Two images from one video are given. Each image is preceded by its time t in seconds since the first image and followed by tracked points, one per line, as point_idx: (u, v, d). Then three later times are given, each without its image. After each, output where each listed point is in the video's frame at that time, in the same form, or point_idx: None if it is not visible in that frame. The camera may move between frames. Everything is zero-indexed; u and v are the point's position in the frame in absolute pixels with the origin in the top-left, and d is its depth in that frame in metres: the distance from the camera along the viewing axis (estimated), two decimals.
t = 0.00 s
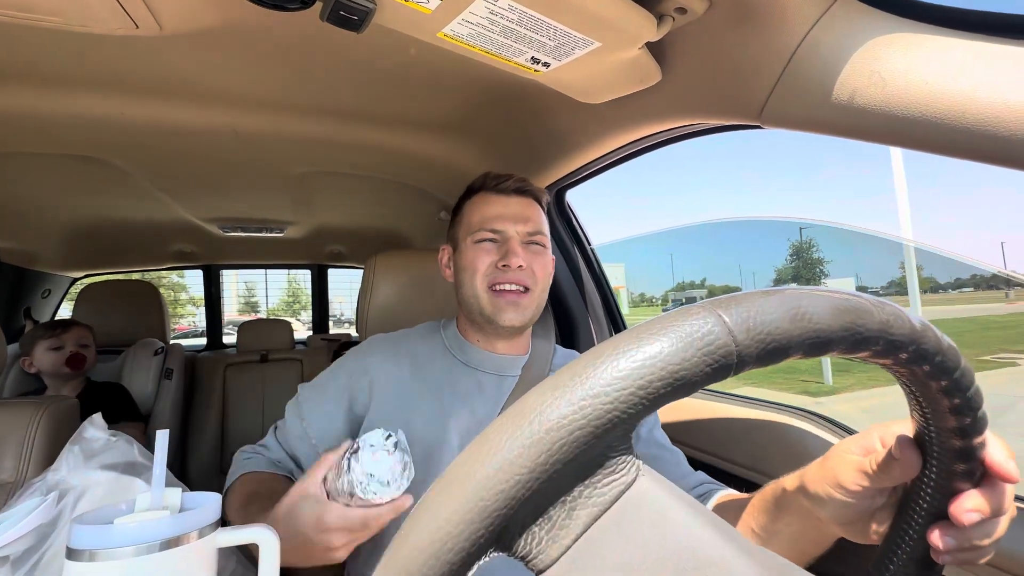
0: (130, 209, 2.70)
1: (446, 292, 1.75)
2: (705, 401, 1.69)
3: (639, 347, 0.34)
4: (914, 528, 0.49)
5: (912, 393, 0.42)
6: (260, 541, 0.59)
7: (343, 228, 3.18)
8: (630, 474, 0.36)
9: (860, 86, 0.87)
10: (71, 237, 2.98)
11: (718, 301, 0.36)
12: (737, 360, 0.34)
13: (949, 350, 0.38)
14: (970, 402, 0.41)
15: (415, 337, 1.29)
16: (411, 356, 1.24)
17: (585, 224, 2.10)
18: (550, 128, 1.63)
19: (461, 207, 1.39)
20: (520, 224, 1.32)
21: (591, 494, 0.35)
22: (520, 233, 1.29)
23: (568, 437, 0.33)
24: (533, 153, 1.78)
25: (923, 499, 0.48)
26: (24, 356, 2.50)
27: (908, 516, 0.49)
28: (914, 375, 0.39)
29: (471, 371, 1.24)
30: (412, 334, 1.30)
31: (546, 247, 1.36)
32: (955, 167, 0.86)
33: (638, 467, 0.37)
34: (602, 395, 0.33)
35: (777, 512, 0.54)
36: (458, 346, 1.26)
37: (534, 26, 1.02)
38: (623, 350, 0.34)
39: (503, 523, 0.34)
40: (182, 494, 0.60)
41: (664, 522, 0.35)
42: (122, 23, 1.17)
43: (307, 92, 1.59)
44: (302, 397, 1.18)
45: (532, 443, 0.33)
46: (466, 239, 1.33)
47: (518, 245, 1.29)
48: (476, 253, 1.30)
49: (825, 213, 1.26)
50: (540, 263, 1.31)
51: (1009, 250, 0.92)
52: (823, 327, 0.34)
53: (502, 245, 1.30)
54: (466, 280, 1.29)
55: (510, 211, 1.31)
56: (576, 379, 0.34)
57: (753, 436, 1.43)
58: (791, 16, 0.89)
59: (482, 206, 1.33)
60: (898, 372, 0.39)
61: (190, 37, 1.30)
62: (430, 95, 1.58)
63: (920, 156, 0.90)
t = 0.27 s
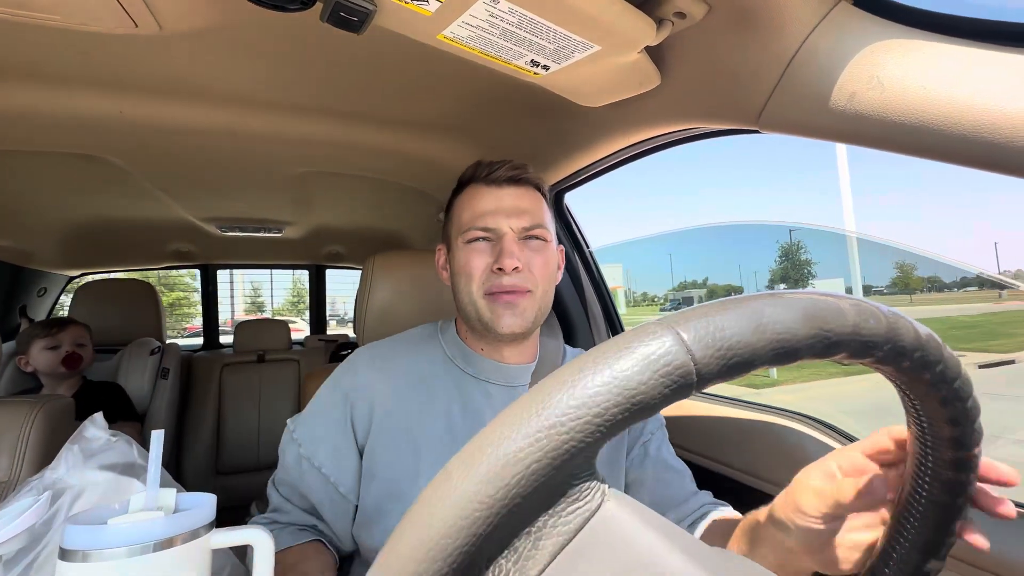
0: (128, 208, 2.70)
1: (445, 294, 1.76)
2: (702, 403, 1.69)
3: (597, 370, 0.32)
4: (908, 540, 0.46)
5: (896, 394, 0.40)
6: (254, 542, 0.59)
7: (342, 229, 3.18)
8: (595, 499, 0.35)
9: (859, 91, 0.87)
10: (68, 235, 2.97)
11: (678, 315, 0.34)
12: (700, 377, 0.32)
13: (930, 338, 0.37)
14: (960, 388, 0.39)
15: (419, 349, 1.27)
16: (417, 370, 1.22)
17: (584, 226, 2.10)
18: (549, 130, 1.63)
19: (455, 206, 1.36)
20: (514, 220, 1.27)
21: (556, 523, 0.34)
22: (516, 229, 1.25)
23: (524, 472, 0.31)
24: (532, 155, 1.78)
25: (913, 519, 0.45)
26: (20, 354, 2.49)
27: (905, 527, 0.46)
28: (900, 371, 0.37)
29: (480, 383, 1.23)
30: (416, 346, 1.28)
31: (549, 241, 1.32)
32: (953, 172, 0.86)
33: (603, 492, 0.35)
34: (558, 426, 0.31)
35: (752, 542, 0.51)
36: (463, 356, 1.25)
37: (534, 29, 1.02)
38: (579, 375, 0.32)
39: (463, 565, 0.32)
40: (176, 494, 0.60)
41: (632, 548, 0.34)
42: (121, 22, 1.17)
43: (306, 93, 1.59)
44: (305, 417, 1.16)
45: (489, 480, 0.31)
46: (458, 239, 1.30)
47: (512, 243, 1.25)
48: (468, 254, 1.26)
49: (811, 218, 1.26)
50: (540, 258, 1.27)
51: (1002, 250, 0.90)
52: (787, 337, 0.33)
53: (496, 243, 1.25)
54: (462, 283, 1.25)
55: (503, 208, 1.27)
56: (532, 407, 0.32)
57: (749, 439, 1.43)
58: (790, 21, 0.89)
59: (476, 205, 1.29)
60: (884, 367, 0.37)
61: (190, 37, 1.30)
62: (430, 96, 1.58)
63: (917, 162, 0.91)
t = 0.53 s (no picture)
0: (127, 207, 2.69)
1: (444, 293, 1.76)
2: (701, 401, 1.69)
3: (559, 391, 0.32)
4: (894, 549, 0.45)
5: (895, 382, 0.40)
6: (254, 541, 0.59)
7: (341, 228, 3.18)
8: (566, 521, 0.34)
9: (859, 89, 0.87)
10: (67, 235, 2.97)
11: (643, 326, 0.33)
12: (666, 391, 0.32)
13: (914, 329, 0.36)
14: (949, 373, 0.38)
15: (426, 361, 1.26)
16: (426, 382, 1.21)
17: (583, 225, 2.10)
18: (548, 129, 1.63)
19: (460, 202, 1.36)
20: (518, 213, 1.27)
21: (528, 547, 0.33)
22: (519, 222, 1.25)
23: (494, 499, 0.31)
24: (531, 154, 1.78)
25: (898, 530, 0.45)
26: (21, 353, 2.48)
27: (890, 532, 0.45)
28: (881, 364, 0.37)
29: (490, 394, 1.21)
30: (421, 357, 1.27)
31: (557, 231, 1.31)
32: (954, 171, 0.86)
33: (575, 513, 0.35)
34: (522, 451, 0.31)
35: None
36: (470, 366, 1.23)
37: (533, 28, 1.02)
38: (542, 398, 0.32)
39: None
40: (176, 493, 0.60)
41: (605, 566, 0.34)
42: (120, 20, 1.16)
43: (305, 92, 1.59)
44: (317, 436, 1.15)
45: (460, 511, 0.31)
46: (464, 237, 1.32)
47: (515, 237, 1.25)
48: (474, 251, 1.27)
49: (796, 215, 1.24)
50: (546, 250, 1.26)
51: (994, 250, 0.89)
52: (756, 343, 0.32)
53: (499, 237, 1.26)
54: (467, 279, 1.26)
55: (506, 200, 1.27)
56: (497, 433, 0.32)
57: (747, 438, 1.44)
58: (791, 19, 0.89)
59: (479, 198, 1.30)
60: (867, 361, 0.36)
61: (189, 35, 1.30)
62: (429, 95, 1.58)
63: (917, 161, 0.91)
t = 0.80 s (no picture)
0: (126, 207, 2.69)
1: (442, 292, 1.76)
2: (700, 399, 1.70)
3: (544, 399, 0.31)
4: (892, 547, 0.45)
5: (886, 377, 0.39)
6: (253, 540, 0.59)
7: (339, 227, 3.18)
8: (554, 527, 0.34)
9: (857, 87, 0.87)
10: (65, 234, 2.96)
11: (628, 330, 0.33)
12: (651, 395, 0.31)
13: (905, 324, 0.36)
14: (944, 365, 0.38)
15: (422, 363, 1.27)
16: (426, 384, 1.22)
17: (582, 224, 2.10)
18: (547, 129, 1.63)
19: (458, 203, 1.36)
20: (520, 214, 1.28)
21: (517, 555, 0.33)
22: (521, 223, 1.26)
23: (480, 509, 0.31)
24: (530, 153, 1.78)
25: (898, 523, 0.45)
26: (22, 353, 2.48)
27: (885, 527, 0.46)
28: (871, 359, 0.36)
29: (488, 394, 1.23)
30: (417, 360, 1.28)
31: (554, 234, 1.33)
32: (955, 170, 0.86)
33: (563, 519, 0.35)
34: (508, 462, 0.31)
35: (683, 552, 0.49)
36: (470, 368, 1.25)
37: (532, 26, 1.02)
38: (526, 408, 0.32)
39: None
40: (175, 493, 0.60)
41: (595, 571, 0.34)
42: (118, 19, 1.16)
43: (304, 91, 1.59)
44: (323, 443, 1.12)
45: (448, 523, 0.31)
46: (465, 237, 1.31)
47: (518, 237, 1.26)
48: (476, 252, 1.27)
49: (793, 215, 1.25)
50: (546, 252, 1.28)
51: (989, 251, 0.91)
52: (742, 345, 0.32)
53: (502, 238, 1.26)
54: (469, 280, 1.25)
55: (508, 201, 1.28)
56: (481, 444, 0.32)
57: (745, 436, 1.44)
58: (790, 18, 0.89)
59: (480, 199, 1.30)
60: (858, 357, 0.36)
61: (187, 34, 1.29)
62: (428, 94, 1.58)
63: (915, 160, 0.91)
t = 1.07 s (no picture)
0: (126, 208, 2.69)
1: (441, 293, 1.76)
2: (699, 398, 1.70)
3: (531, 411, 0.32)
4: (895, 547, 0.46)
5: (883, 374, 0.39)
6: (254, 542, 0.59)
7: (339, 228, 3.18)
8: (545, 540, 0.34)
9: (856, 87, 0.87)
10: (64, 236, 2.96)
11: (615, 338, 0.33)
12: (640, 403, 0.31)
13: (898, 324, 0.36)
14: (938, 362, 0.38)
15: (417, 361, 1.27)
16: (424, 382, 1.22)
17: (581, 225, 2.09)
18: (545, 129, 1.63)
19: (473, 200, 1.34)
20: (542, 212, 1.30)
21: (507, 567, 0.33)
22: (547, 221, 1.29)
23: (470, 522, 0.31)
24: (529, 153, 1.78)
25: (900, 518, 0.46)
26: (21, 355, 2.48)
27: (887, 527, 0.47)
28: (866, 359, 0.36)
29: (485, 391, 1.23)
30: (413, 358, 1.28)
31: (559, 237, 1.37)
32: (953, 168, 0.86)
33: (555, 530, 0.34)
34: (495, 474, 0.31)
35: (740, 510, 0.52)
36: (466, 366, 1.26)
37: (531, 26, 1.02)
38: (511, 420, 0.32)
39: None
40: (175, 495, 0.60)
41: None
42: (116, 21, 1.16)
43: (302, 91, 1.58)
44: (324, 440, 1.10)
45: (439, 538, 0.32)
46: (488, 233, 1.29)
47: (540, 235, 1.28)
48: (502, 248, 1.26)
49: (792, 214, 1.30)
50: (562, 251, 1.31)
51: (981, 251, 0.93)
52: (733, 349, 0.32)
53: (529, 235, 1.27)
54: (496, 275, 1.24)
55: (530, 200, 1.30)
56: (468, 457, 0.32)
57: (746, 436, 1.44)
58: (789, 17, 0.89)
59: (503, 195, 1.30)
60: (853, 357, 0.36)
61: (185, 35, 1.29)
62: (427, 95, 1.58)
63: (915, 159, 0.91)
